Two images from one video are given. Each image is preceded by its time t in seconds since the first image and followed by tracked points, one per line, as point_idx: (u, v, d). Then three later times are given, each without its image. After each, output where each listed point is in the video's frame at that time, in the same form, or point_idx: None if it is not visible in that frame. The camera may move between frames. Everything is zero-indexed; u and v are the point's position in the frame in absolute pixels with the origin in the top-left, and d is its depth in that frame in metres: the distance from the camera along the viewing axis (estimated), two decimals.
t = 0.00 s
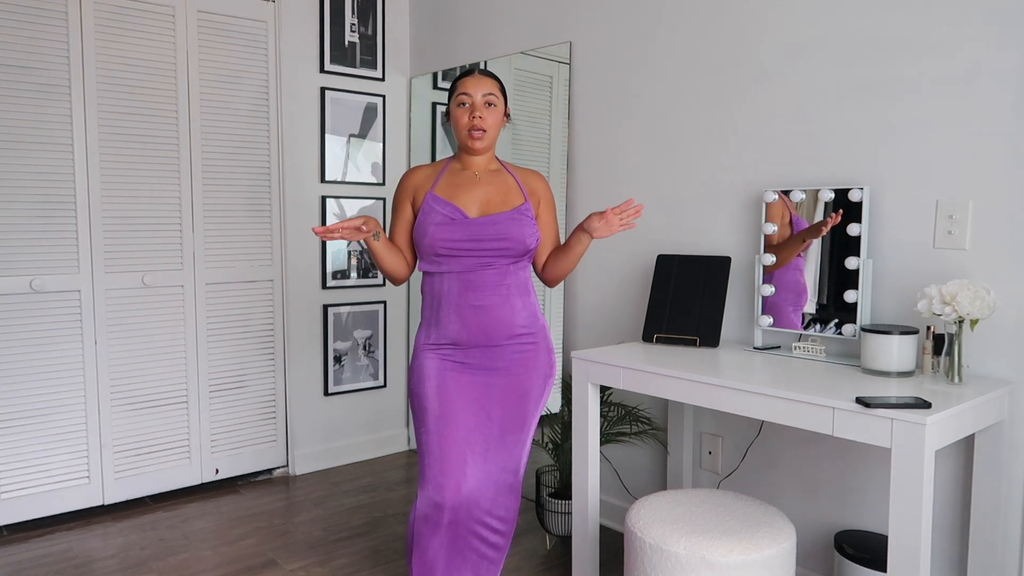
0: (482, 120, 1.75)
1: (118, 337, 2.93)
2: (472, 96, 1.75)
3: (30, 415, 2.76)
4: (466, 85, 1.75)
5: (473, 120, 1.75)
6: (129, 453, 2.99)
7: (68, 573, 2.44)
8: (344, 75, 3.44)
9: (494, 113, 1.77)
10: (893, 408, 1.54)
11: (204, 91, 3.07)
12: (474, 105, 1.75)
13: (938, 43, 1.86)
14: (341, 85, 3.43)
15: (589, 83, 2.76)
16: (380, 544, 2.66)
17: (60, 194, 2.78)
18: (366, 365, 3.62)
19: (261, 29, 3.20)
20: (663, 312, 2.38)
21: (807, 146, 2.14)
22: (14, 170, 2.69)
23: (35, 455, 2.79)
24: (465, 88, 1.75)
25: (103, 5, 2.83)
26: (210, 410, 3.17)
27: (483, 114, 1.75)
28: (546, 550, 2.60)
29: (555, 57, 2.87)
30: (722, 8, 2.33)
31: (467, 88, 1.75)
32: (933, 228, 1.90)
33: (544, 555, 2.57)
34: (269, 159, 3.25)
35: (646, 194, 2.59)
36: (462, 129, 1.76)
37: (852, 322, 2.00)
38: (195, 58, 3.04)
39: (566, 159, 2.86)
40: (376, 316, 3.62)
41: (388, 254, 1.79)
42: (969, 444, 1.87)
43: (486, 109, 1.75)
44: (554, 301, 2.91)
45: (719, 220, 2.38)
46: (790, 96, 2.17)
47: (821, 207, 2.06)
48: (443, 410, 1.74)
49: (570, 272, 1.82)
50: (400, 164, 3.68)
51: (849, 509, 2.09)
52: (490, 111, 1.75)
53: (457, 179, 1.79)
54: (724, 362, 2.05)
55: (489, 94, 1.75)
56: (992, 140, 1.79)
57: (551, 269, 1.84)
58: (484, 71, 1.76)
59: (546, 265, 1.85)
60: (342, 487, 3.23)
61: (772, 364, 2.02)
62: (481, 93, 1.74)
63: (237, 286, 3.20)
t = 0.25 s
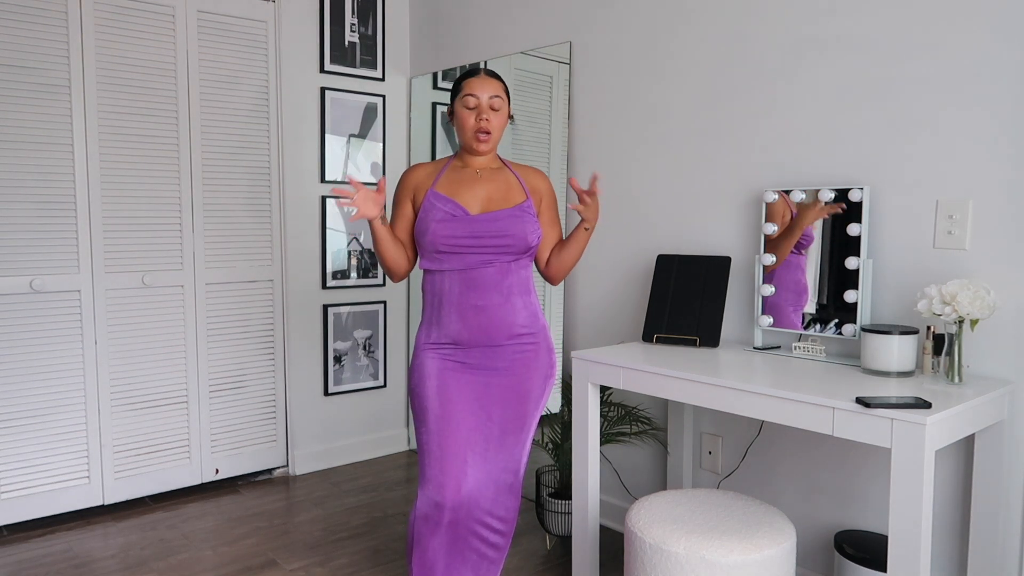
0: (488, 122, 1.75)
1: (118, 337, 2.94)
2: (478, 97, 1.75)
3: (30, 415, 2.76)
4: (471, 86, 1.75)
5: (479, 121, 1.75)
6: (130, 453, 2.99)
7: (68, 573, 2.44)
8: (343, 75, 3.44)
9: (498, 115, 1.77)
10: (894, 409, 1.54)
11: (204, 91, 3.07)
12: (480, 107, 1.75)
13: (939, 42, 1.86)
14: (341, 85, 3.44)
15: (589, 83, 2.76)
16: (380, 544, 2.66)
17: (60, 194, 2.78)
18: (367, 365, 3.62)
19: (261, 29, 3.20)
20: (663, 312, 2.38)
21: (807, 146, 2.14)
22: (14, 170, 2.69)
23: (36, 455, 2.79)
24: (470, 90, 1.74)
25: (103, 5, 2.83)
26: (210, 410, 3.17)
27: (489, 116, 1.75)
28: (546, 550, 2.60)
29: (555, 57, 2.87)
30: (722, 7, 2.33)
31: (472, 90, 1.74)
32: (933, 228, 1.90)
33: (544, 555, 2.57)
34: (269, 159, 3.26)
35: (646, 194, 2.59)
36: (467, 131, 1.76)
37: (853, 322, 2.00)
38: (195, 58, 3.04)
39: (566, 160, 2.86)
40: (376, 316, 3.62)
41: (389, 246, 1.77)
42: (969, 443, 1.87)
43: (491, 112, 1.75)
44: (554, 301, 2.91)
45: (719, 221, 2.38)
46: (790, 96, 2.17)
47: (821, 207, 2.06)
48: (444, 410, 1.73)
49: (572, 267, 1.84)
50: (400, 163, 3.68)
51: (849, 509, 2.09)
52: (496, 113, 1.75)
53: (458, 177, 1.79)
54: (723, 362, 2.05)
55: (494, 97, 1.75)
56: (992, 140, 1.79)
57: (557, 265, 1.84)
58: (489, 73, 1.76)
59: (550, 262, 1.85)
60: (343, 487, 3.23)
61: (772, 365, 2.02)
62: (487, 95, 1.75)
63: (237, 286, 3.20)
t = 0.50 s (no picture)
0: (501, 138, 1.73)
1: (118, 337, 2.94)
2: (491, 111, 1.71)
3: (30, 415, 2.76)
4: (484, 98, 1.70)
5: (492, 137, 1.73)
6: (130, 453, 2.99)
7: (68, 573, 2.44)
8: (343, 75, 3.44)
9: (510, 129, 1.75)
10: (894, 409, 1.54)
11: (204, 91, 3.07)
12: (494, 123, 1.72)
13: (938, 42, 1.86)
14: (341, 85, 3.43)
15: (589, 83, 2.76)
16: (380, 544, 2.66)
17: (60, 194, 2.78)
18: (366, 365, 3.62)
19: (261, 29, 3.20)
20: (663, 312, 2.38)
21: (807, 146, 2.14)
22: (14, 170, 2.69)
23: (36, 455, 2.79)
24: (484, 102, 1.70)
25: (104, 5, 2.83)
26: (210, 410, 3.17)
27: (501, 131, 1.73)
28: (546, 550, 2.60)
29: (556, 57, 2.87)
30: (722, 7, 2.33)
31: (486, 102, 1.70)
32: (933, 228, 1.90)
33: (544, 555, 2.57)
34: (270, 159, 3.26)
35: (646, 194, 2.59)
36: (477, 144, 1.73)
37: (852, 322, 2.00)
38: (195, 57, 3.04)
39: (566, 160, 2.86)
40: (376, 317, 3.62)
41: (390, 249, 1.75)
42: (969, 443, 1.87)
43: (504, 126, 1.73)
44: (554, 301, 2.91)
45: (719, 221, 2.38)
46: (790, 96, 2.17)
47: (821, 207, 2.06)
48: (443, 410, 1.73)
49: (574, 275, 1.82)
50: (400, 163, 3.68)
51: (849, 509, 2.09)
52: (508, 129, 1.73)
53: (458, 178, 1.78)
54: (723, 362, 2.05)
55: (507, 111, 1.72)
56: (992, 140, 1.79)
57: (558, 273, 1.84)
58: (503, 82, 1.72)
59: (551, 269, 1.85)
60: (343, 487, 3.23)
61: (772, 365, 2.02)
62: (501, 109, 1.71)
63: (237, 286, 3.20)
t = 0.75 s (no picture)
0: (500, 136, 1.73)
1: (118, 337, 2.94)
2: (490, 109, 1.71)
3: (30, 415, 2.76)
4: (483, 96, 1.71)
5: (491, 135, 1.73)
6: (130, 453, 2.99)
7: (68, 573, 2.44)
8: (343, 75, 3.44)
9: (509, 127, 1.75)
10: (893, 408, 1.54)
11: (204, 91, 3.07)
12: (492, 120, 1.72)
13: (938, 42, 1.86)
14: (341, 85, 3.43)
15: (589, 83, 2.76)
16: (380, 544, 2.66)
17: (60, 194, 2.78)
18: (367, 365, 3.62)
19: (261, 29, 3.20)
20: (663, 312, 2.38)
21: (807, 146, 2.14)
22: (14, 170, 2.69)
23: (36, 455, 2.79)
24: (483, 100, 1.70)
25: (104, 5, 2.83)
26: (210, 410, 3.17)
27: (500, 129, 1.73)
28: (546, 550, 2.60)
29: (556, 57, 2.87)
30: (722, 7, 2.33)
31: (485, 100, 1.70)
32: (933, 228, 1.90)
33: (544, 555, 2.57)
34: (270, 159, 3.26)
35: (646, 194, 2.59)
36: (476, 142, 1.73)
37: (853, 322, 2.00)
38: (195, 57, 3.04)
39: (566, 160, 2.86)
40: (376, 317, 3.62)
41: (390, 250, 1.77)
42: (969, 443, 1.87)
43: (503, 124, 1.73)
44: (554, 301, 2.91)
45: (719, 221, 2.37)
46: (790, 96, 2.17)
47: (821, 207, 2.06)
48: (443, 409, 1.73)
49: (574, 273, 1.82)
50: (400, 163, 3.68)
51: (849, 509, 2.09)
52: (507, 126, 1.73)
53: (458, 177, 1.79)
54: (724, 362, 2.05)
55: (506, 108, 1.72)
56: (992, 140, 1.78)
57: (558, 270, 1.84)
58: (503, 81, 1.72)
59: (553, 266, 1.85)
60: (343, 487, 3.23)
61: (772, 365, 2.02)
62: (500, 108, 1.71)
63: (237, 286, 3.20)
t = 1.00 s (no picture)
0: (530, 112, 1.57)
1: (118, 337, 2.94)
2: (518, 83, 1.57)
3: (30, 415, 2.76)
4: (511, 71, 1.58)
5: (518, 109, 1.57)
6: (130, 453, 2.99)
7: (68, 573, 2.44)
8: (343, 75, 3.44)
9: (542, 102, 1.59)
10: (893, 408, 1.54)
11: (204, 91, 3.07)
12: (521, 95, 1.57)
13: (939, 42, 1.86)
14: (341, 85, 3.43)
15: (589, 83, 2.75)
16: (380, 544, 2.66)
17: (60, 194, 2.78)
18: (366, 365, 3.62)
19: (261, 29, 3.20)
20: (663, 312, 2.38)
21: (807, 147, 2.14)
22: (14, 170, 2.69)
23: (35, 455, 2.79)
24: (511, 75, 1.57)
25: (104, 5, 2.83)
26: (210, 410, 3.17)
27: (530, 104, 1.57)
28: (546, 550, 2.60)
29: (556, 57, 2.86)
30: (722, 7, 2.33)
31: (513, 76, 1.57)
32: (933, 228, 1.90)
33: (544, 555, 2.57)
34: (269, 159, 3.25)
35: (646, 194, 2.59)
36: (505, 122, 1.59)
37: (852, 322, 2.00)
38: (195, 57, 3.04)
39: (567, 160, 2.86)
40: (375, 316, 3.62)
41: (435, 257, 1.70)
42: (969, 443, 1.87)
43: (533, 98, 1.57)
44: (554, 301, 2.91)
45: (719, 221, 2.38)
46: (790, 96, 2.17)
47: (823, 207, 2.05)
48: (470, 427, 1.58)
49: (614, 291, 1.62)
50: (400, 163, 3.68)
51: (849, 508, 2.09)
52: (537, 101, 1.57)
53: (495, 174, 1.62)
54: (724, 362, 2.05)
55: (536, 82, 1.57)
56: (992, 140, 1.79)
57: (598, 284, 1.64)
58: (534, 56, 1.58)
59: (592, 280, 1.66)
60: (342, 487, 3.23)
61: (772, 364, 2.02)
62: (529, 81, 1.57)
63: (237, 286, 3.20)
